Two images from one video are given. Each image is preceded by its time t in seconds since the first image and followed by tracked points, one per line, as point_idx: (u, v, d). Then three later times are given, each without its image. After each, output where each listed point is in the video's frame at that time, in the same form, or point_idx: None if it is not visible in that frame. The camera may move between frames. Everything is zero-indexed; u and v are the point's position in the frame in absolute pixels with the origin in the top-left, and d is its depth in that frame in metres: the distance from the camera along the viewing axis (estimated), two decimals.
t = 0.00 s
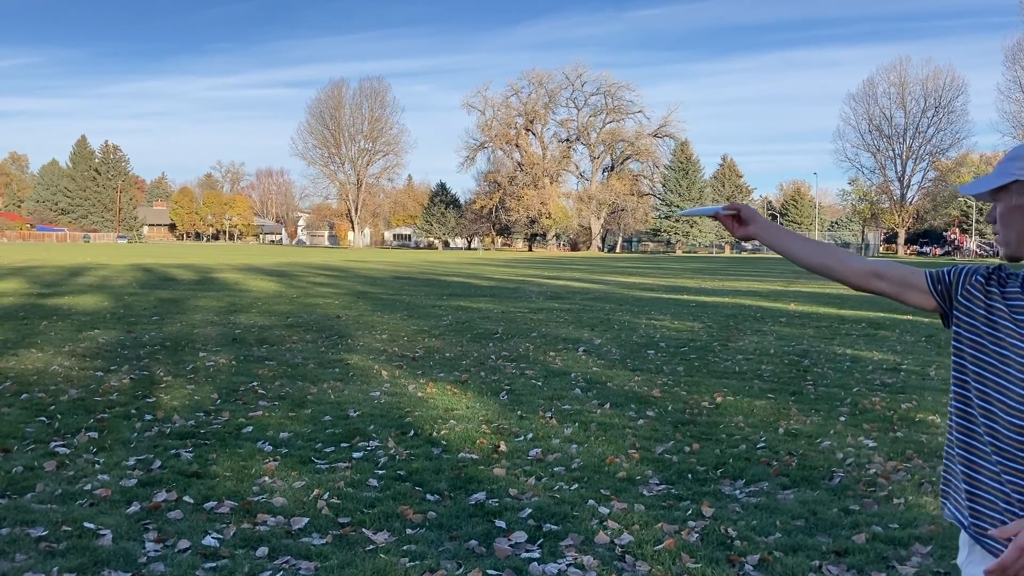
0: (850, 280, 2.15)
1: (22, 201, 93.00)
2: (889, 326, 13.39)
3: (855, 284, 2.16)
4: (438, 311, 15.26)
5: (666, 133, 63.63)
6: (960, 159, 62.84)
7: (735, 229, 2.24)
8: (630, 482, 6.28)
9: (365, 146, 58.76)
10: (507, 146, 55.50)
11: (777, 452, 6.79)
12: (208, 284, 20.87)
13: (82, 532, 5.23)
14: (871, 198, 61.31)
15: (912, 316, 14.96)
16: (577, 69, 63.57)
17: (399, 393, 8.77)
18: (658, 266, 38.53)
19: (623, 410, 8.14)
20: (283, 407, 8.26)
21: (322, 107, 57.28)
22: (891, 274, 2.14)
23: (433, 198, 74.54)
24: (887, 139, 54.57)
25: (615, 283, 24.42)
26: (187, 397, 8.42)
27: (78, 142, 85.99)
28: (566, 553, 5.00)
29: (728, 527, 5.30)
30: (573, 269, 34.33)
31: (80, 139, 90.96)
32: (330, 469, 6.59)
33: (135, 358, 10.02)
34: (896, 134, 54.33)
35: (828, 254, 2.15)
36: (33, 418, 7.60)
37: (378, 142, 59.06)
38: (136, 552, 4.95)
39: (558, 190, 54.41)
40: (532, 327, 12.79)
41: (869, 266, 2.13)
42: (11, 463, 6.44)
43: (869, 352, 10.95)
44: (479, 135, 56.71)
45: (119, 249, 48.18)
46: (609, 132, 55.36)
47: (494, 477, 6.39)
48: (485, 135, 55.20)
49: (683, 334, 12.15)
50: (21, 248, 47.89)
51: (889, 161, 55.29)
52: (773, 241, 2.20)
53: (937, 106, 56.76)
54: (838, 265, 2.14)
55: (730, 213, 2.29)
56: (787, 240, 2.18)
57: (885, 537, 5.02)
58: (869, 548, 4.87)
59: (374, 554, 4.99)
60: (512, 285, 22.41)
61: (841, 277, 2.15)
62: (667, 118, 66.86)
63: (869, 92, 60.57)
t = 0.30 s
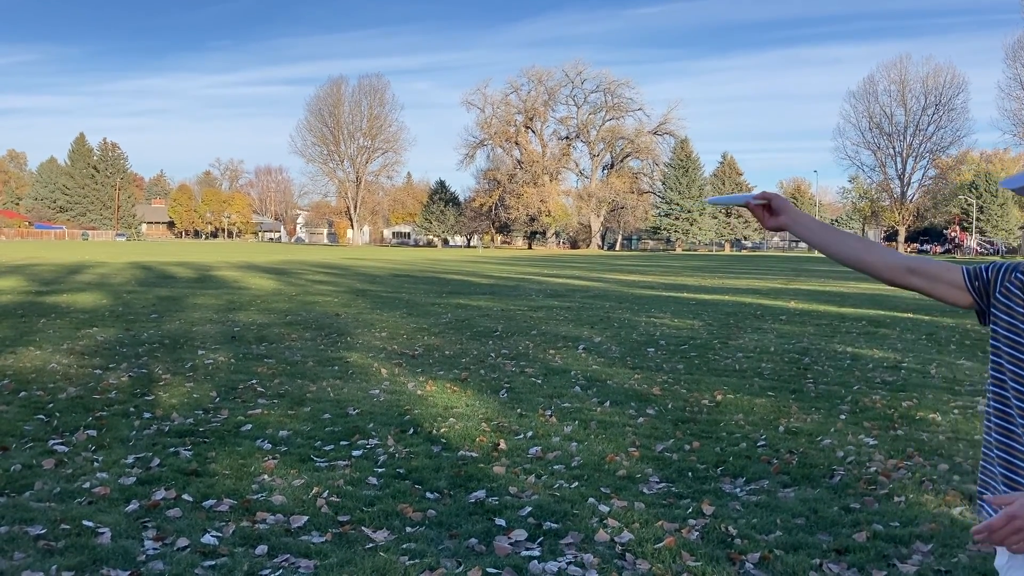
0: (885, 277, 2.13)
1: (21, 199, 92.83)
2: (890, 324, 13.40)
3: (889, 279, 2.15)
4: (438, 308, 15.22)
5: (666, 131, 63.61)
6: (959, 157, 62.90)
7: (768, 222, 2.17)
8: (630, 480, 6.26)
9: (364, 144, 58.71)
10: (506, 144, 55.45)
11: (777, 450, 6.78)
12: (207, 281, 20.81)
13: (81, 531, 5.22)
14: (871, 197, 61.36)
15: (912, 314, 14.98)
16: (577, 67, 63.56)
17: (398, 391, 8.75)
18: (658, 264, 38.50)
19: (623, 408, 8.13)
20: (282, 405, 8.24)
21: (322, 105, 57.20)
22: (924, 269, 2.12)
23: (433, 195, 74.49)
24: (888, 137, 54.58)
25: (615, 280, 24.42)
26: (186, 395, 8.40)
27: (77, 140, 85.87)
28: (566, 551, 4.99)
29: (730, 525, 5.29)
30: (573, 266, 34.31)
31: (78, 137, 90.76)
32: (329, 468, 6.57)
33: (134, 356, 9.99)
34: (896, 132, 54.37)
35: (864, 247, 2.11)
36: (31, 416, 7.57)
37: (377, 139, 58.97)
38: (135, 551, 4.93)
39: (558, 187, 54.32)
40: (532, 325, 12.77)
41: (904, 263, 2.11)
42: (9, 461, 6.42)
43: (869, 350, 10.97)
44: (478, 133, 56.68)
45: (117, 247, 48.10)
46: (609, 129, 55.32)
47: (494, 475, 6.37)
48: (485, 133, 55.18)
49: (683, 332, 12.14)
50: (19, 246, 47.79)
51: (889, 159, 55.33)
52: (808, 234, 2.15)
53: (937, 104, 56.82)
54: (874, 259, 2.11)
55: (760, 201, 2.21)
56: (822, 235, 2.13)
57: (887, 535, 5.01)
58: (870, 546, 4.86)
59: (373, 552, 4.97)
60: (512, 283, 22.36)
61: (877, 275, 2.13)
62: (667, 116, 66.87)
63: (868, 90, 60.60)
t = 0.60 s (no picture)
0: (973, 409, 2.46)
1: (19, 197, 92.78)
2: (889, 322, 13.44)
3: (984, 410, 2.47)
4: (437, 307, 15.21)
5: (665, 130, 63.65)
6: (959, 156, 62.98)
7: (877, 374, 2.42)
8: (630, 479, 6.25)
9: (363, 143, 58.74)
10: (505, 143, 55.43)
11: (776, 448, 6.78)
12: (205, 280, 20.79)
13: (80, 529, 5.20)
14: (870, 196, 61.51)
15: (910, 313, 15.01)
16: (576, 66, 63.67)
17: (397, 390, 8.74)
18: (656, 263, 38.53)
19: (623, 406, 8.13)
20: (281, 403, 8.25)
21: (321, 103, 57.23)
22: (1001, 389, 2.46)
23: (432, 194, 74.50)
24: (887, 136, 54.66)
25: (613, 279, 24.44)
26: (185, 393, 8.40)
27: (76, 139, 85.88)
28: (565, 550, 4.99)
29: (729, 523, 5.29)
30: (572, 265, 34.30)
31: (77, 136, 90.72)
32: (328, 467, 6.56)
33: (133, 354, 9.99)
34: (895, 130, 54.43)
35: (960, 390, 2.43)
36: (29, 415, 7.56)
37: (376, 138, 58.97)
38: (134, 549, 4.93)
39: (557, 186, 54.27)
40: (531, 324, 12.77)
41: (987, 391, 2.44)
42: (7, 459, 6.40)
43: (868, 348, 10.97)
44: (477, 132, 56.72)
45: (116, 246, 48.12)
46: (608, 128, 55.37)
47: (493, 474, 6.37)
48: (484, 131, 55.22)
49: (682, 331, 12.15)
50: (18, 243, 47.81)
51: (888, 157, 55.39)
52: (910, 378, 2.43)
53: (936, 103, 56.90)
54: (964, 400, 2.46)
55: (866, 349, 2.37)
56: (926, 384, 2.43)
57: (886, 533, 5.02)
58: (869, 544, 4.86)
59: (372, 551, 4.97)
60: (511, 281, 22.37)
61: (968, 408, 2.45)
62: (666, 115, 66.96)
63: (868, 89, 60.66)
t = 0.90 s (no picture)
0: None
1: (17, 195, 92.66)
2: (887, 320, 13.48)
3: None
4: (436, 305, 15.22)
5: (663, 128, 63.74)
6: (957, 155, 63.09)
7: None
8: (629, 478, 6.26)
9: (361, 141, 58.70)
10: (504, 141, 55.47)
11: (776, 447, 6.79)
12: (204, 279, 20.76)
13: (79, 528, 5.20)
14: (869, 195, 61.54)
15: (908, 311, 15.09)
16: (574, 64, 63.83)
17: (396, 389, 8.74)
18: (654, 262, 38.59)
19: (622, 405, 8.14)
20: (280, 401, 8.24)
21: (320, 102, 57.19)
22: None
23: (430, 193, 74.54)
24: (885, 134, 54.71)
25: (612, 278, 24.49)
26: (184, 392, 8.40)
27: (74, 137, 85.78)
28: (565, 548, 4.99)
29: (728, 522, 5.30)
30: (571, 264, 34.36)
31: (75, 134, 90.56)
32: (327, 465, 6.56)
33: (131, 353, 9.98)
34: (894, 129, 54.49)
35: None
36: (28, 413, 7.56)
37: (375, 136, 58.91)
38: (133, 547, 4.92)
39: (556, 184, 54.26)
40: (530, 323, 12.77)
41: None
42: (6, 458, 6.40)
43: (867, 347, 11.00)
44: (475, 130, 56.77)
45: (114, 245, 48.06)
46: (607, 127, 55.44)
47: (492, 473, 6.37)
48: (483, 130, 55.21)
49: (680, 329, 12.18)
50: (16, 242, 47.69)
51: (886, 156, 55.47)
52: None
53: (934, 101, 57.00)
54: None
55: None
56: None
57: (885, 532, 5.02)
58: (868, 543, 4.87)
59: (372, 550, 4.97)
60: (510, 280, 22.39)
61: None
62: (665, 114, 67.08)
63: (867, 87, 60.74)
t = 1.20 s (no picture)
0: None
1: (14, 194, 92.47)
2: (884, 319, 13.49)
3: None
4: (434, 305, 15.19)
5: (661, 127, 63.72)
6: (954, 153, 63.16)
7: None
8: (628, 477, 6.26)
9: (359, 140, 58.56)
10: (502, 140, 55.44)
11: (774, 446, 6.80)
12: (202, 278, 20.72)
13: (76, 528, 5.19)
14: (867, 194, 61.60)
15: (905, 310, 15.12)
16: (573, 63, 63.90)
17: (395, 388, 8.72)
18: (652, 261, 38.59)
19: (620, 404, 8.13)
20: (278, 401, 8.23)
21: (318, 101, 57.03)
22: None
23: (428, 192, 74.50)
24: (883, 133, 54.72)
25: (611, 277, 24.49)
26: (181, 391, 8.38)
27: (71, 136, 85.62)
28: (563, 548, 4.98)
29: (726, 522, 5.29)
30: (569, 263, 34.36)
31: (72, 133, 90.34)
32: (326, 464, 6.56)
33: (129, 352, 9.97)
34: (892, 128, 54.54)
35: None
36: (26, 412, 7.54)
37: (373, 135, 58.75)
38: (131, 548, 4.91)
39: (554, 184, 54.21)
40: (528, 322, 12.77)
41: None
42: (3, 458, 6.39)
43: (864, 346, 11.01)
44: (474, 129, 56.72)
45: (112, 243, 47.99)
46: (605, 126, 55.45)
47: (491, 472, 6.37)
48: (481, 129, 55.09)
49: (679, 328, 12.18)
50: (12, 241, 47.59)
51: (884, 155, 55.51)
52: None
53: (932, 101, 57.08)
54: None
55: None
56: None
57: (884, 532, 5.02)
58: (866, 543, 4.87)
59: (370, 549, 4.97)
60: (508, 279, 22.38)
61: None
62: (663, 113, 67.17)
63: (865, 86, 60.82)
